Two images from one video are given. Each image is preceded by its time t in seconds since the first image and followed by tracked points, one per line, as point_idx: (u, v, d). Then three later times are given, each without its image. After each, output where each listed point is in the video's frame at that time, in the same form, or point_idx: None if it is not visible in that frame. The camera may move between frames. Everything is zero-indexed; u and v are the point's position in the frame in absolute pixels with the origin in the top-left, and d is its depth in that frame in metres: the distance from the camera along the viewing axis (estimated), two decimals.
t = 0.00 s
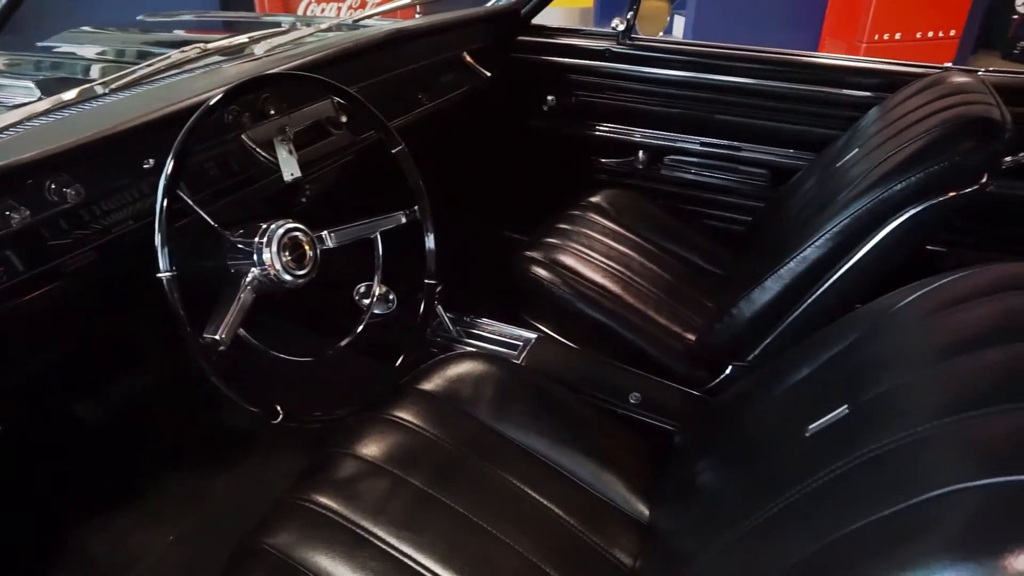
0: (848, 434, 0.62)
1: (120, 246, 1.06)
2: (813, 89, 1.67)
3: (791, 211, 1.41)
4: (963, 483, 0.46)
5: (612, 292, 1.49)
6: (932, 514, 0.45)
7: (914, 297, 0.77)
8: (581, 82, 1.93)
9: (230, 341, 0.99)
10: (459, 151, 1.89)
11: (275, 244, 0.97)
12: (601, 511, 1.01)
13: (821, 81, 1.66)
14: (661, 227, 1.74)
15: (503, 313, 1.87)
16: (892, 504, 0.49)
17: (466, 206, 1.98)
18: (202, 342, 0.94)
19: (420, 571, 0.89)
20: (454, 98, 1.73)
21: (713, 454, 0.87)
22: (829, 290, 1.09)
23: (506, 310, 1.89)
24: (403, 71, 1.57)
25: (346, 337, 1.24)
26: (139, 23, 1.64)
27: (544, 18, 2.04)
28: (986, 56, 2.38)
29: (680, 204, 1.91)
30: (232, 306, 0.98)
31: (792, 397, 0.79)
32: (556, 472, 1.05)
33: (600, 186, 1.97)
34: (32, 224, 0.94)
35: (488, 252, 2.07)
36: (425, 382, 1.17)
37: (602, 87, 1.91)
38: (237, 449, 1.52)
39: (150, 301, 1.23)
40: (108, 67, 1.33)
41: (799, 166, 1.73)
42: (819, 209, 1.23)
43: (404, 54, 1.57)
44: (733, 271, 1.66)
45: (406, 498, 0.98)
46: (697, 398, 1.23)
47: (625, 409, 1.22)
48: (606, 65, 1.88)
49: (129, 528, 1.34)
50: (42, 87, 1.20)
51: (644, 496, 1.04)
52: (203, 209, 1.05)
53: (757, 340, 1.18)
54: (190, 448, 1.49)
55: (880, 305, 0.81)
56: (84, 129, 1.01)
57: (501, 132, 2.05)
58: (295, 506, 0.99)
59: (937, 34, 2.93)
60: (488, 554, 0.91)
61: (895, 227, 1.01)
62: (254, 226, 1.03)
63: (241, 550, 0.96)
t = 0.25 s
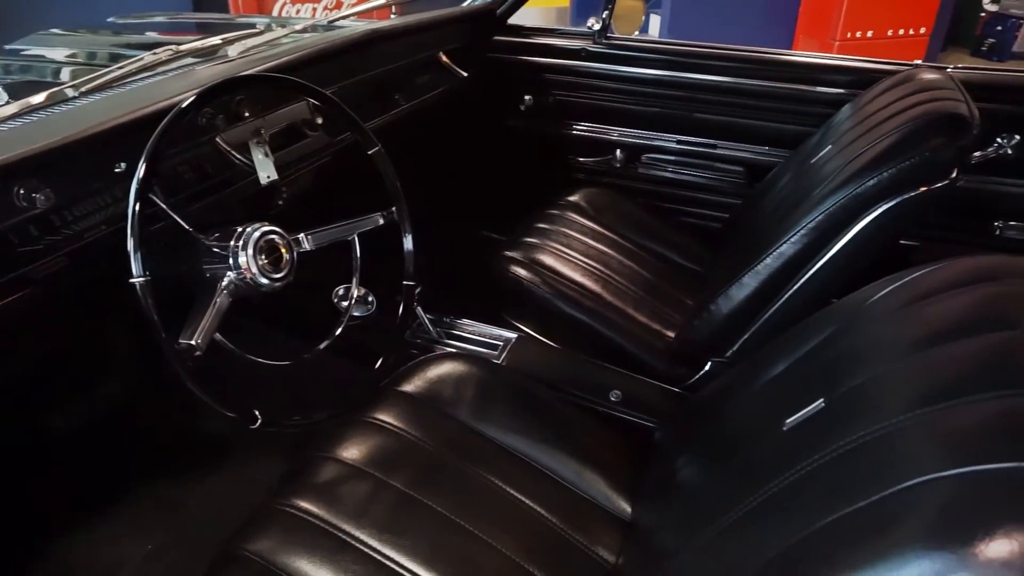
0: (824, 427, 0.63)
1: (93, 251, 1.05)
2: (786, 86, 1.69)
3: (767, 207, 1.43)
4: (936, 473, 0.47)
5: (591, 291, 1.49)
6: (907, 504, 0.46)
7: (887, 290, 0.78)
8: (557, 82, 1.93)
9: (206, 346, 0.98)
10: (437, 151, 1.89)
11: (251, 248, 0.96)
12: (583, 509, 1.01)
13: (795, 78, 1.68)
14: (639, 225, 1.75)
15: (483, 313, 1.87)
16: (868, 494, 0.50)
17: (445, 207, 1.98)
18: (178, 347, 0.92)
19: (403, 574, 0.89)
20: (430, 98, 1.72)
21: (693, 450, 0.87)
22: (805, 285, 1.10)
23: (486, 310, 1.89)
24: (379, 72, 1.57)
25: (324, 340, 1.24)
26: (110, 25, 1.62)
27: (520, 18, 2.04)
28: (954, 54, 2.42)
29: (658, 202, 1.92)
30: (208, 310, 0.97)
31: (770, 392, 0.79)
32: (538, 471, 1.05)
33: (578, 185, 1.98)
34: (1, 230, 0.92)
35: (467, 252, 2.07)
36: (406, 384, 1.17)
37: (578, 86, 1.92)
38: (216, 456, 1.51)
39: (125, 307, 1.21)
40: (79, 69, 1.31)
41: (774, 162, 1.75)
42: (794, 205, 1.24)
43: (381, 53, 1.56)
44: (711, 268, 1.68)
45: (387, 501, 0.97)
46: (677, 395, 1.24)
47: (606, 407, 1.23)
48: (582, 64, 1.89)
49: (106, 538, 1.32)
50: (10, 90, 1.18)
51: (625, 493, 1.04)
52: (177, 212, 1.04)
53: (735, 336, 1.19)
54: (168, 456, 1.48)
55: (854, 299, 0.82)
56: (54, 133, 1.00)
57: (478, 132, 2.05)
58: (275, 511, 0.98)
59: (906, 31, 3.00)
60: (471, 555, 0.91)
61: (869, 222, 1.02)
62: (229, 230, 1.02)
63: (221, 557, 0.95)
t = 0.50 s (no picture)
0: (795, 419, 0.64)
1: (58, 259, 1.02)
2: (755, 83, 1.71)
3: (738, 204, 1.44)
4: (903, 461, 0.47)
5: (566, 289, 1.49)
6: (875, 493, 0.47)
7: (854, 283, 0.79)
8: (529, 81, 1.93)
9: (176, 353, 0.97)
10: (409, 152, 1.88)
11: (221, 253, 0.95)
12: (561, 507, 1.01)
13: (763, 76, 1.70)
14: (613, 223, 1.76)
15: (459, 314, 1.87)
16: (838, 485, 0.50)
17: (418, 208, 1.97)
18: (147, 355, 0.91)
19: None
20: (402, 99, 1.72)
21: (668, 445, 0.88)
22: (776, 280, 1.11)
23: (462, 311, 1.89)
24: (350, 73, 1.55)
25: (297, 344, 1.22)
26: (73, 27, 1.59)
27: (490, 18, 2.02)
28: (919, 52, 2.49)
29: (630, 200, 1.93)
30: (177, 317, 0.95)
31: (742, 386, 0.80)
32: (515, 471, 1.05)
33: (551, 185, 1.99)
34: None
35: (441, 253, 2.06)
36: (381, 387, 1.16)
37: (550, 85, 1.92)
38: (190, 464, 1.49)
39: (92, 315, 1.19)
40: (40, 74, 1.29)
41: (744, 159, 1.77)
42: (764, 201, 1.26)
43: (351, 55, 1.54)
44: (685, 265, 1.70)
45: (364, 505, 0.97)
46: (652, 392, 1.25)
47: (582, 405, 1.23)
48: (553, 64, 1.89)
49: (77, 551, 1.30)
50: None
51: (603, 490, 1.05)
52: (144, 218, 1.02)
53: (709, 332, 1.20)
54: (140, 465, 1.45)
55: (822, 292, 0.83)
56: (14, 139, 0.97)
57: (451, 132, 2.04)
58: (251, 518, 0.97)
59: (872, 29, 3.07)
60: (450, 557, 0.91)
61: (837, 216, 1.04)
62: (198, 235, 1.00)
63: (195, 567, 0.93)
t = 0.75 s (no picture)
0: (764, 412, 0.65)
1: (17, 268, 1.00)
2: (719, 81, 1.73)
3: (705, 200, 1.46)
4: (868, 451, 0.48)
5: (538, 289, 1.49)
6: (841, 482, 0.48)
7: (819, 276, 0.81)
8: (496, 81, 1.93)
9: (142, 361, 0.95)
10: (377, 154, 1.87)
11: (185, 259, 0.93)
12: (536, 505, 1.02)
13: (728, 74, 1.72)
14: (583, 221, 1.77)
15: (431, 316, 1.86)
16: (805, 475, 0.51)
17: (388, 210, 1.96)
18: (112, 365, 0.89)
19: None
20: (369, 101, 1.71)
21: (641, 441, 0.88)
22: (744, 275, 1.13)
23: (433, 312, 1.88)
24: (315, 75, 1.54)
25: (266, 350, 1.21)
26: (29, 30, 1.55)
27: (458, 18, 2.02)
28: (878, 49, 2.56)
29: (600, 198, 1.94)
30: (142, 324, 0.94)
31: (712, 381, 0.81)
32: (490, 471, 1.05)
33: (521, 184, 1.99)
34: None
35: (412, 255, 2.05)
36: (353, 390, 1.15)
37: (518, 85, 1.92)
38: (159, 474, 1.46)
39: (55, 324, 1.16)
40: None
41: (711, 156, 1.79)
42: (731, 197, 1.27)
43: (316, 57, 1.53)
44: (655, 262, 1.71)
45: (338, 510, 0.96)
46: (625, 389, 1.26)
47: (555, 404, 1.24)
48: (520, 64, 1.90)
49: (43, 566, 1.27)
50: None
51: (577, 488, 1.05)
52: (105, 224, 1.00)
53: (679, 328, 1.22)
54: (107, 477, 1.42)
55: (788, 286, 0.85)
56: None
57: (419, 133, 2.03)
58: (223, 527, 0.95)
59: (832, 27, 3.13)
60: (426, 559, 0.90)
61: (802, 211, 1.06)
62: (162, 241, 0.99)
63: None
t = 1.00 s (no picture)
0: (736, 406, 0.65)
1: None
2: (689, 80, 1.75)
3: (677, 198, 1.47)
4: (837, 442, 0.49)
5: (512, 288, 1.49)
6: (812, 474, 0.48)
7: (788, 271, 0.82)
8: (467, 82, 1.93)
9: (110, 370, 0.93)
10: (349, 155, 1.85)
11: (153, 264, 0.92)
12: (514, 505, 1.02)
13: (697, 72, 1.74)
14: (556, 221, 1.78)
15: (407, 317, 1.85)
16: (777, 468, 0.52)
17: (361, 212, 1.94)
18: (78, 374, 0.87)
19: None
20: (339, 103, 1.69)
21: (617, 438, 0.89)
22: (716, 271, 1.14)
23: (408, 314, 1.87)
24: (284, 77, 1.53)
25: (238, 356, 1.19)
26: None
27: (427, 19, 2.01)
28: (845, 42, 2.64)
29: (573, 197, 1.95)
30: (108, 332, 0.92)
31: (686, 376, 0.82)
32: (468, 472, 1.05)
33: (494, 184, 1.99)
34: None
35: (386, 257, 2.04)
36: (328, 395, 1.14)
37: (489, 85, 1.92)
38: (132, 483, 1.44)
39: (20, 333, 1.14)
40: None
41: (682, 154, 1.81)
42: (702, 195, 1.29)
43: (284, 59, 1.52)
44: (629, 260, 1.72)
45: (314, 515, 0.95)
46: (601, 387, 1.26)
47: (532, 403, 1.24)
48: (491, 64, 1.90)
49: None
50: None
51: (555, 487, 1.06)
52: (70, 231, 0.98)
53: (653, 324, 1.23)
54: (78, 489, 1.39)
55: (759, 281, 0.86)
56: None
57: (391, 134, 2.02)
58: (197, 536, 0.94)
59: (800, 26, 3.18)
60: (404, 561, 0.90)
61: (772, 207, 1.07)
62: (129, 246, 0.97)
63: None
